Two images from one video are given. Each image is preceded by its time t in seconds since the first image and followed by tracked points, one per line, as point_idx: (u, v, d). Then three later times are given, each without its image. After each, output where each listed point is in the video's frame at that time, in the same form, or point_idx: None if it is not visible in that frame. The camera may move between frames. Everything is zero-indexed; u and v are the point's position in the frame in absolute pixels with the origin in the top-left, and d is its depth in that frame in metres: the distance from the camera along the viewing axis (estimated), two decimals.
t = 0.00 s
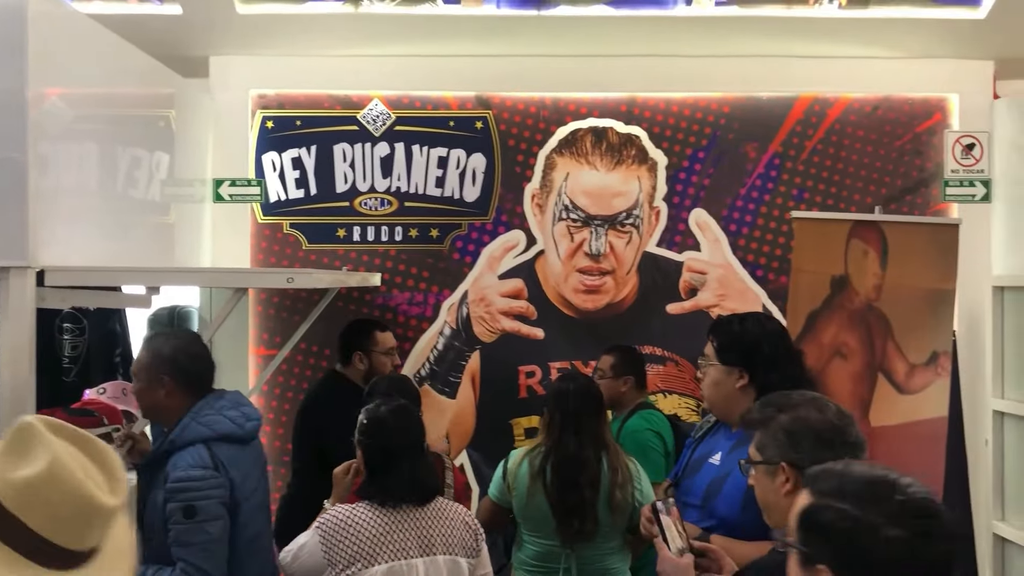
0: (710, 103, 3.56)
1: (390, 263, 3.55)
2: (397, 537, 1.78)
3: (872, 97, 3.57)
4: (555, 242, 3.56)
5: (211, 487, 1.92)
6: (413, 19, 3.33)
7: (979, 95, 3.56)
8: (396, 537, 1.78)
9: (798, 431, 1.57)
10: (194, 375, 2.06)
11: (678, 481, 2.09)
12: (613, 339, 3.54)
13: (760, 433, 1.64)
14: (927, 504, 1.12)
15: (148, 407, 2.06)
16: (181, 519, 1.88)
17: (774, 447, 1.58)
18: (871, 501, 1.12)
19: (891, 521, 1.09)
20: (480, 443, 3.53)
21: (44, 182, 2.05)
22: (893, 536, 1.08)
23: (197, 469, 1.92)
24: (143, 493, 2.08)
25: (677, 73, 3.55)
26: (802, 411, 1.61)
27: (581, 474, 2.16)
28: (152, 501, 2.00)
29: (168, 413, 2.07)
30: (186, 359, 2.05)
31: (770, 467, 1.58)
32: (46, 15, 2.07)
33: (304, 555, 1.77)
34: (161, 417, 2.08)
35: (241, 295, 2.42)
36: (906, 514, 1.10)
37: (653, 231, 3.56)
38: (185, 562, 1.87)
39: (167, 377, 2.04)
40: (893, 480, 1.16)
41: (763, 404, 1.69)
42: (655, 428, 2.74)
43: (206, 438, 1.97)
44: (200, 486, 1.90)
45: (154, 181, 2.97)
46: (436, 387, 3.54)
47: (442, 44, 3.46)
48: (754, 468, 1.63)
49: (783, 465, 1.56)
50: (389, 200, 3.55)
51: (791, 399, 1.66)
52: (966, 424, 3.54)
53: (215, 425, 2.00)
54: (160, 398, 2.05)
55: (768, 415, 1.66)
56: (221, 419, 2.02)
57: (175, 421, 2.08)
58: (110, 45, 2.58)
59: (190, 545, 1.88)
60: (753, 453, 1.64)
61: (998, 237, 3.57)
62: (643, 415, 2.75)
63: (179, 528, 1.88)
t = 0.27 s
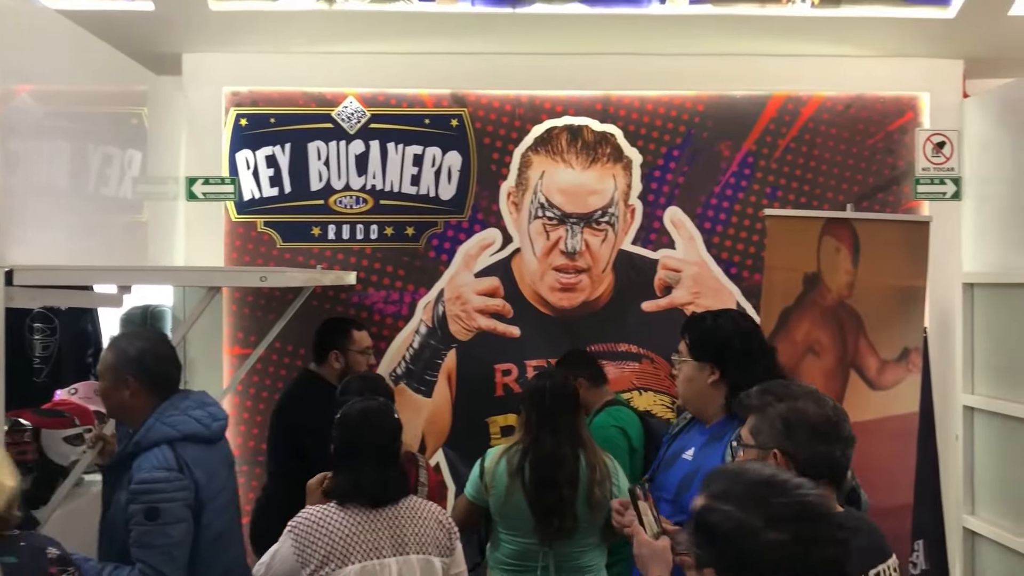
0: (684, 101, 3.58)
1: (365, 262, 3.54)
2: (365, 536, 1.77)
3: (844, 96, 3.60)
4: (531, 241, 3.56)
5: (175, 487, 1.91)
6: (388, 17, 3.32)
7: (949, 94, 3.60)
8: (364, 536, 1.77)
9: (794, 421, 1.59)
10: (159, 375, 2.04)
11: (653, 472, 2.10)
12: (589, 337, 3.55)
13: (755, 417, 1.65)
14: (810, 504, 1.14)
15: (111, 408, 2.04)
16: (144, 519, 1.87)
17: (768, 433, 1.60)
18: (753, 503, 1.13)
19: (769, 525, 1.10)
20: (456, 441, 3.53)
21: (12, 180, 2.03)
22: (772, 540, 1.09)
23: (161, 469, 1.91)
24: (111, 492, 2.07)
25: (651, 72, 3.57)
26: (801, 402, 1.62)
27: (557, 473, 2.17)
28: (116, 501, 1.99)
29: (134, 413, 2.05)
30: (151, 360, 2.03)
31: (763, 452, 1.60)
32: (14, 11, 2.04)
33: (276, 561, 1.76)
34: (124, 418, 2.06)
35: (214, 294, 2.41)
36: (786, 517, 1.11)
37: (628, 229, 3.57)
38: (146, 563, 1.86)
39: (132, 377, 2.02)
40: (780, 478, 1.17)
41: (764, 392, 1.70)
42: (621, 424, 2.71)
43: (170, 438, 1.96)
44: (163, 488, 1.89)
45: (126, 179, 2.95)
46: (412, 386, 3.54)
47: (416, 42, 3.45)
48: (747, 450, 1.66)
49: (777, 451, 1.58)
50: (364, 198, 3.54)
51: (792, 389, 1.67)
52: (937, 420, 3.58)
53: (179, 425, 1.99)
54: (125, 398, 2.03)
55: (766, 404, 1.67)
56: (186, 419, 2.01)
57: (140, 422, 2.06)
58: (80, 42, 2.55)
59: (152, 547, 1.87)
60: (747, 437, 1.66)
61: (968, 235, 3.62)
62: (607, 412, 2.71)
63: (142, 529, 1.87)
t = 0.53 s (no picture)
0: (653, 100, 3.59)
1: (334, 261, 3.52)
2: (329, 536, 1.76)
3: (810, 95, 3.63)
4: (501, 239, 3.56)
5: (134, 479, 1.90)
6: (356, 15, 3.30)
7: (913, 94, 3.64)
8: (328, 534, 1.76)
9: (781, 412, 1.59)
10: (120, 371, 2.02)
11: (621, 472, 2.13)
12: (559, 336, 3.56)
13: (741, 407, 1.64)
14: (689, 502, 1.14)
15: (71, 404, 2.02)
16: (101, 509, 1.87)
17: (756, 422, 1.60)
18: (633, 501, 1.13)
19: (647, 525, 1.10)
20: (426, 440, 3.52)
21: None
22: (650, 539, 1.09)
23: (119, 459, 1.90)
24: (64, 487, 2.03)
25: (620, 71, 3.58)
26: (788, 393, 1.62)
27: (529, 470, 2.17)
28: (72, 495, 1.96)
29: (94, 410, 2.02)
30: (112, 355, 2.01)
31: (749, 441, 1.60)
32: None
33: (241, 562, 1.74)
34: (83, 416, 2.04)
35: (179, 293, 2.38)
36: (659, 515, 1.11)
37: (598, 228, 3.58)
38: (104, 553, 1.86)
39: (91, 374, 2.00)
40: (666, 477, 1.18)
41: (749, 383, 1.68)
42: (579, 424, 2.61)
43: (131, 430, 1.94)
44: (122, 478, 1.89)
45: (90, 178, 2.91)
46: (381, 386, 3.52)
47: (384, 40, 3.44)
48: (730, 441, 1.64)
49: (764, 442, 1.58)
50: (332, 197, 3.52)
51: (778, 380, 1.66)
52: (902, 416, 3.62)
53: (141, 417, 1.97)
54: (85, 396, 2.01)
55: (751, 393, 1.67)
56: (147, 411, 1.99)
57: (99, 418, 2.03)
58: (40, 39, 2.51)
59: (110, 537, 1.87)
60: (731, 426, 1.65)
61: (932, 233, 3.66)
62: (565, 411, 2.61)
63: (99, 519, 1.87)
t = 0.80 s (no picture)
0: (618, 101, 3.60)
1: (298, 261, 3.49)
2: (293, 536, 1.74)
3: (774, 95, 3.66)
4: (467, 239, 3.55)
5: (79, 477, 1.89)
6: (320, 13, 3.27)
7: (875, 95, 3.68)
8: (293, 534, 1.74)
9: (752, 405, 1.60)
10: (69, 371, 2.00)
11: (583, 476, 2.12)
12: (526, 335, 3.56)
13: (711, 403, 1.65)
14: (595, 503, 1.07)
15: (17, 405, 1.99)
16: (45, 506, 1.85)
17: (728, 417, 1.61)
18: (536, 504, 1.06)
19: (549, 527, 1.03)
20: (393, 441, 3.50)
21: None
22: (552, 542, 1.02)
23: (65, 456, 1.89)
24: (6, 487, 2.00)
25: (586, 71, 3.58)
26: (756, 388, 1.64)
27: (494, 471, 2.16)
28: (15, 495, 1.92)
29: (42, 411, 2.00)
30: (62, 356, 1.99)
31: (720, 436, 1.60)
32: None
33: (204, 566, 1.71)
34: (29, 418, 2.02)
35: (139, 293, 2.35)
36: (564, 518, 1.04)
37: (564, 228, 3.58)
38: (48, 552, 1.85)
39: (42, 376, 1.98)
40: (574, 480, 1.10)
41: (717, 379, 1.70)
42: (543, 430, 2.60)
43: (78, 428, 1.93)
44: (66, 475, 1.87)
45: (49, 177, 2.86)
46: (347, 387, 3.50)
47: (349, 38, 3.41)
48: (700, 437, 1.64)
49: (736, 434, 1.59)
50: (297, 196, 3.49)
51: (746, 377, 1.68)
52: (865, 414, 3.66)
53: (87, 415, 1.96)
54: (35, 397, 1.98)
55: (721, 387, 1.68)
56: (95, 410, 1.98)
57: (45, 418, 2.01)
58: None
59: (54, 535, 1.86)
60: (700, 423, 1.65)
61: (893, 232, 3.70)
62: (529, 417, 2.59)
63: (42, 516, 1.86)
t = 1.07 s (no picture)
0: (585, 101, 3.61)
1: (263, 261, 3.47)
2: (257, 535, 1.73)
3: (739, 97, 3.69)
4: (434, 239, 3.54)
5: (24, 479, 2.02)
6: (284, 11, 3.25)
7: (838, 96, 3.72)
8: (255, 534, 1.73)
9: (723, 407, 1.62)
10: (15, 376, 2.12)
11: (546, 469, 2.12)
12: (493, 336, 3.55)
13: (682, 401, 1.66)
14: (514, 503, 1.10)
15: None
16: None
17: (698, 417, 1.62)
18: (455, 502, 1.10)
19: (465, 526, 1.06)
20: (359, 443, 3.49)
21: None
22: (466, 541, 1.05)
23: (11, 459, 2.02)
24: None
25: (552, 71, 3.59)
26: (728, 391, 1.65)
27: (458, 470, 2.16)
28: None
29: None
30: (10, 362, 2.12)
31: (688, 435, 1.61)
32: None
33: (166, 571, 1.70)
34: None
35: (100, 295, 2.33)
36: (480, 517, 1.07)
37: (531, 228, 3.59)
38: None
39: None
40: (496, 480, 1.14)
41: (691, 378, 1.71)
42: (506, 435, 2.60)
43: (25, 430, 2.06)
44: (12, 478, 2.01)
45: (7, 176, 2.82)
46: (313, 388, 3.47)
47: (313, 36, 3.39)
48: (667, 432, 1.65)
49: (704, 435, 1.60)
50: (261, 196, 3.47)
51: (720, 378, 1.69)
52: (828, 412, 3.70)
53: (34, 418, 2.09)
54: None
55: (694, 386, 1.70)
56: (42, 412, 2.11)
57: None
58: None
59: None
60: (670, 419, 1.66)
61: (856, 232, 3.75)
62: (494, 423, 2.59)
63: None
